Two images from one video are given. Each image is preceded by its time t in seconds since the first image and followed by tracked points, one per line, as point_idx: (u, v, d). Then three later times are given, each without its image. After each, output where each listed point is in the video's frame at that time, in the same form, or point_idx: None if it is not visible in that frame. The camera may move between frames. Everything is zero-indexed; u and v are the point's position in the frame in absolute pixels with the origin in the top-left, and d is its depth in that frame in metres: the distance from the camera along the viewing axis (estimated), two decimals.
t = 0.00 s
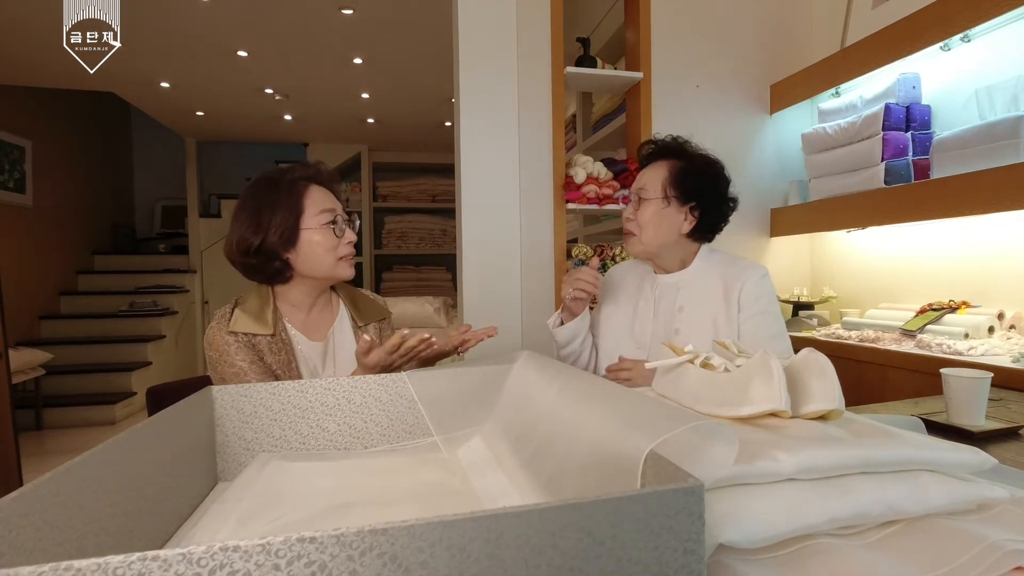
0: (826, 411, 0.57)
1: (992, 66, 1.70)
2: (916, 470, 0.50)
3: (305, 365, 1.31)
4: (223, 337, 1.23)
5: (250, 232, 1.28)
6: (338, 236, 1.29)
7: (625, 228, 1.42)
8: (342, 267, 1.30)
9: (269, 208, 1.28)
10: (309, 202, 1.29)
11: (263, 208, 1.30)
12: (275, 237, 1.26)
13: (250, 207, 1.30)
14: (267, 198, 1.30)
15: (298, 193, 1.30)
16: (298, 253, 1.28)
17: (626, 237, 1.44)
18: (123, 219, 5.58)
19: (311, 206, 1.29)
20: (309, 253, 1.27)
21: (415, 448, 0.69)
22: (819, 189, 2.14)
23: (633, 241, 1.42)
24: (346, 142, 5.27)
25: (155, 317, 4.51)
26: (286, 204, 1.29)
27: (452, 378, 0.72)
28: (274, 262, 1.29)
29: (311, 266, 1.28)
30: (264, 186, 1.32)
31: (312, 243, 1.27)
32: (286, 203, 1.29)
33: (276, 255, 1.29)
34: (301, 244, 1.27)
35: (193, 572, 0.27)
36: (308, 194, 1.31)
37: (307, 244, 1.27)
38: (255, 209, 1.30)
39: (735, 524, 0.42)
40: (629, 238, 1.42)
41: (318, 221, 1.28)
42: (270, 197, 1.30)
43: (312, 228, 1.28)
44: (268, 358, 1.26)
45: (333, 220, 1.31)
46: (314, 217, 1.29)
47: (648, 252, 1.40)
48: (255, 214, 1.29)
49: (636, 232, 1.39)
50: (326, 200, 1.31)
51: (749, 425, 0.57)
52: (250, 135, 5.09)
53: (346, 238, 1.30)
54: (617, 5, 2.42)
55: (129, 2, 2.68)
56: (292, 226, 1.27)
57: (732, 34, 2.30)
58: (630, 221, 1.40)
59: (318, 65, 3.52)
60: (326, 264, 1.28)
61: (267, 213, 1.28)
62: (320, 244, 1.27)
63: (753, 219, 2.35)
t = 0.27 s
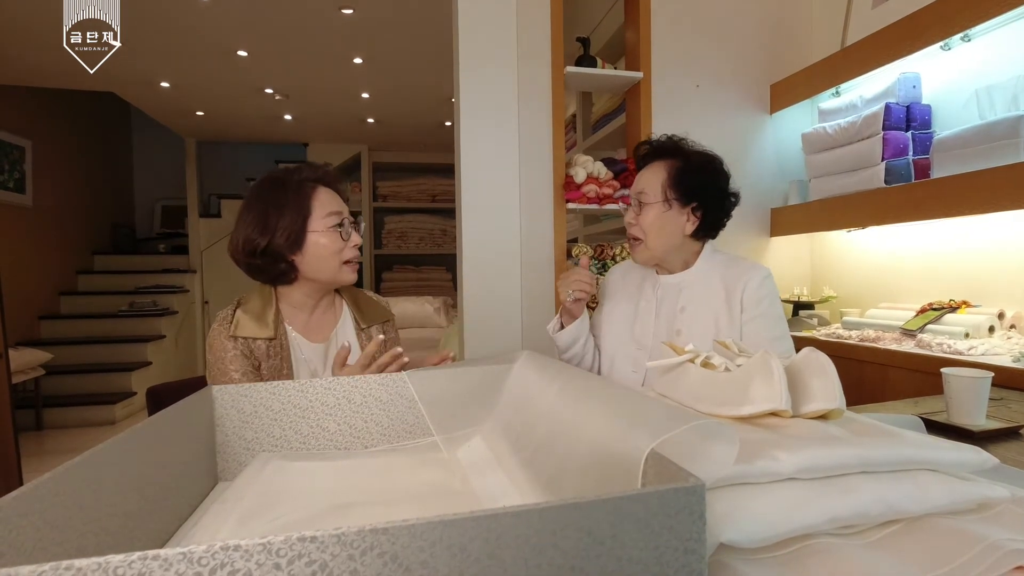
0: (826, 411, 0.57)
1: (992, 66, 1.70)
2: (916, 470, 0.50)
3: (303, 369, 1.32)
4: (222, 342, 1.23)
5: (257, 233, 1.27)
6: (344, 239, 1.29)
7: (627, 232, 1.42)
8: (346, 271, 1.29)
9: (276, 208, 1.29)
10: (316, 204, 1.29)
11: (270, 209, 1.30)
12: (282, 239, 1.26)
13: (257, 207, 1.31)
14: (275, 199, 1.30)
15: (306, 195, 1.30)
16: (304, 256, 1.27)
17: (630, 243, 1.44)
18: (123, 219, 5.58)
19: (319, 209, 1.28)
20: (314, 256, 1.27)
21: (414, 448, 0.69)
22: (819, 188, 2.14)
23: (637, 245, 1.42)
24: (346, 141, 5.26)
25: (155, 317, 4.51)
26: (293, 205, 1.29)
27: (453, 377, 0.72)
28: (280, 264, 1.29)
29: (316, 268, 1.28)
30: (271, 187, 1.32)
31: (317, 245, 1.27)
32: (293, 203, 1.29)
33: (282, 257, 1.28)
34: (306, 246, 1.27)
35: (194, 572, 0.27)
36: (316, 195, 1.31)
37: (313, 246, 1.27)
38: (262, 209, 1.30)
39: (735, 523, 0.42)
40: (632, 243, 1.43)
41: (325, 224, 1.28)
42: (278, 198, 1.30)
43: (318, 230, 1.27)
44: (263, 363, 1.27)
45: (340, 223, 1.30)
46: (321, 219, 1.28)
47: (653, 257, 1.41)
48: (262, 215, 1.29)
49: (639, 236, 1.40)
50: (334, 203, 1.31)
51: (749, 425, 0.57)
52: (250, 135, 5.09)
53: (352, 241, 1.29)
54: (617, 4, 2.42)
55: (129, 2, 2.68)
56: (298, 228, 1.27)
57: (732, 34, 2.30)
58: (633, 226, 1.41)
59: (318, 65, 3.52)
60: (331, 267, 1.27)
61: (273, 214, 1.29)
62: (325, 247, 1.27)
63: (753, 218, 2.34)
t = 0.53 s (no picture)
0: (826, 411, 0.57)
1: (992, 65, 1.70)
2: (916, 470, 0.50)
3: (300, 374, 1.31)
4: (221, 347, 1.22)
5: (273, 242, 1.26)
6: (357, 253, 1.30)
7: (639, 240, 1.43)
8: (354, 283, 1.32)
9: (293, 218, 1.27)
10: (334, 216, 1.29)
11: (288, 218, 1.28)
12: (299, 250, 1.25)
13: (272, 213, 1.29)
14: (293, 207, 1.28)
15: (325, 206, 1.30)
16: (318, 268, 1.27)
17: (641, 249, 1.45)
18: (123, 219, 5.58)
19: (336, 222, 1.28)
20: (328, 269, 1.27)
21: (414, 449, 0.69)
22: (819, 188, 2.14)
23: (649, 252, 1.43)
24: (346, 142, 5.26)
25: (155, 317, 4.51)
26: (310, 215, 1.28)
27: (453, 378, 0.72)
28: (294, 275, 1.28)
29: (328, 281, 1.29)
30: (287, 194, 1.31)
31: (332, 259, 1.27)
32: (310, 213, 1.28)
33: (297, 268, 1.27)
34: (322, 259, 1.27)
35: (193, 572, 0.27)
36: (333, 206, 1.31)
37: (329, 259, 1.27)
38: (278, 216, 1.28)
39: (734, 523, 0.43)
40: (644, 250, 1.43)
41: (341, 238, 1.28)
42: (296, 207, 1.28)
43: (334, 243, 1.27)
44: (255, 369, 1.26)
45: (354, 236, 1.31)
46: (337, 232, 1.28)
47: (666, 264, 1.41)
48: (278, 223, 1.27)
49: (651, 243, 1.40)
50: (349, 216, 1.31)
51: (749, 425, 0.57)
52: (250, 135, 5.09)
53: (363, 255, 1.31)
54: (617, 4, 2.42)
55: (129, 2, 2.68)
56: (315, 240, 1.26)
57: (731, 34, 2.30)
58: (644, 233, 1.41)
59: (317, 65, 3.52)
60: (342, 280, 1.29)
61: (290, 223, 1.27)
62: (340, 260, 1.27)
63: (752, 218, 2.35)
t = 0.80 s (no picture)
0: (827, 410, 0.56)
1: (992, 65, 1.70)
2: (916, 469, 0.50)
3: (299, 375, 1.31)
4: (222, 348, 1.22)
5: (271, 240, 1.26)
6: (356, 251, 1.30)
7: (656, 252, 1.40)
8: (355, 282, 1.31)
9: (292, 215, 1.27)
10: (333, 215, 1.29)
11: (287, 215, 1.28)
12: (297, 248, 1.25)
13: (272, 212, 1.29)
14: (292, 205, 1.28)
15: (324, 204, 1.29)
16: (317, 266, 1.27)
17: (656, 260, 1.43)
18: (123, 219, 5.57)
19: (335, 220, 1.28)
20: (326, 267, 1.27)
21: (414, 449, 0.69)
22: (820, 187, 2.14)
23: (666, 263, 1.41)
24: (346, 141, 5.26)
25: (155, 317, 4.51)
26: (309, 213, 1.28)
27: (453, 378, 0.72)
28: (292, 273, 1.28)
29: (327, 279, 1.29)
30: (288, 192, 1.31)
31: (331, 257, 1.27)
32: (309, 211, 1.28)
33: (295, 266, 1.28)
34: (320, 257, 1.27)
35: (194, 572, 0.27)
36: (332, 204, 1.30)
37: (327, 258, 1.27)
38: (277, 214, 1.29)
39: (733, 522, 0.43)
40: (661, 261, 1.41)
41: (340, 236, 1.27)
42: (295, 205, 1.28)
43: (332, 241, 1.27)
44: (255, 369, 1.25)
45: (354, 234, 1.31)
46: (336, 230, 1.28)
47: (683, 272, 1.42)
48: (277, 221, 1.27)
49: (669, 255, 1.39)
50: (349, 214, 1.31)
51: (749, 425, 0.56)
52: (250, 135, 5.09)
53: (364, 254, 1.30)
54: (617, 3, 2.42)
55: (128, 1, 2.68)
56: (314, 238, 1.26)
57: (731, 33, 2.30)
58: (662, 246, 1.38)
59: (317, 65, 3.52)
60: (341, 278, 1.29)
61: (289, 221, 1.27)
62: (339, 259, 1.27)
63: (752, 218, 2.35)
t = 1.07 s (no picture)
0: (828, 408, 0.56)
1: (993, 63, 1.70)
2: (917, 468, 0.50)
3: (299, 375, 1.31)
4: (222, 348, 1.22)
5: (275, 241, 1.26)
6: (359, 254, 1.30)
7: (659, 249, 1.40)
8: (357, 284, 1.31)
9: (295, 216, 1.27)
10: (336, 217, 1.29)
11: (290, 216, 1.28)
12: (300, 250, 1.25)
13: (275, 212, 1.29)
14: (295, 206, 1.28)
15: (327, 206, 1.29)
16: (319, 268, 1.27)
17: (658, 257, 1.43)
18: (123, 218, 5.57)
19: (338, 222, 1.28)
20: (329, 269, 1.27)
21: (414, 447, 0.69)
22: (821, 186, 2.13)
23: (668, 260, 1.41)
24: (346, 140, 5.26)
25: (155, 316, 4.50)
26: (312, 214, 1.28)
27: (453, 377, 0.71)
28: (295, 274, 1.28)
29: (330, 281, 1.29)
30: (291, 193, 1.30)
31: (335, 259, 1.27)
32: (312, 213, 1.28)
33: (298, 267, 1.28)
34: (323, 259, 1.27)
35: (193, 571, 0.27)
36: (336, 206, 1.30)
37: (330, 260, 1.27)
38: (280, 215, 1.28)
39: (734, 521, 0.42)
40: (664, 258, 1.42)
41: (343, 238, 1.27)
42: (299, 207, 1.28)
43: (335, 243, 1.27)
44: (255, 369, 1.25)
45: (356, 236, 1.31)
46: (339, 232, 1.28)
47: (687, 270, 1.42)
48: (280, 222, 1.27)
49: (672, 252, 1.39)
50: (352, 215, 1.31)
51: (750, 423, 0.56)
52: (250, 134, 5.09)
53: (366, 256, 1.31)
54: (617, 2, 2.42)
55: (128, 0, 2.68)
56: (317, 240, 1.26)
57: (732, 32, 2.30)
58: (666, 244, 1.38)
59: (317, 63, 3.52)
60: (344, 280, 1.29)
61: (292, 222, 1.27)
62: (342, 261, 1.27)
63: (753, 217, 2.34)
